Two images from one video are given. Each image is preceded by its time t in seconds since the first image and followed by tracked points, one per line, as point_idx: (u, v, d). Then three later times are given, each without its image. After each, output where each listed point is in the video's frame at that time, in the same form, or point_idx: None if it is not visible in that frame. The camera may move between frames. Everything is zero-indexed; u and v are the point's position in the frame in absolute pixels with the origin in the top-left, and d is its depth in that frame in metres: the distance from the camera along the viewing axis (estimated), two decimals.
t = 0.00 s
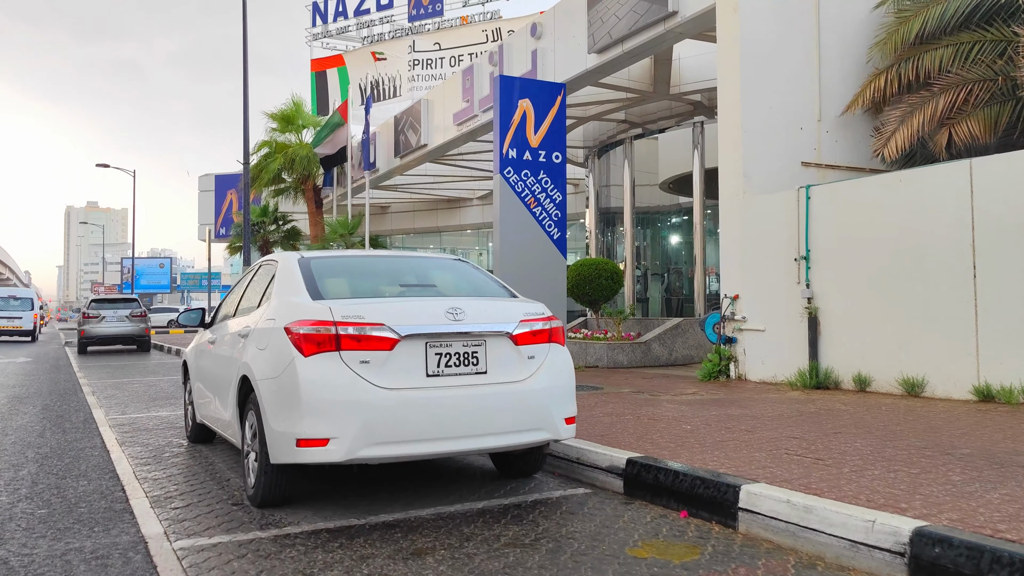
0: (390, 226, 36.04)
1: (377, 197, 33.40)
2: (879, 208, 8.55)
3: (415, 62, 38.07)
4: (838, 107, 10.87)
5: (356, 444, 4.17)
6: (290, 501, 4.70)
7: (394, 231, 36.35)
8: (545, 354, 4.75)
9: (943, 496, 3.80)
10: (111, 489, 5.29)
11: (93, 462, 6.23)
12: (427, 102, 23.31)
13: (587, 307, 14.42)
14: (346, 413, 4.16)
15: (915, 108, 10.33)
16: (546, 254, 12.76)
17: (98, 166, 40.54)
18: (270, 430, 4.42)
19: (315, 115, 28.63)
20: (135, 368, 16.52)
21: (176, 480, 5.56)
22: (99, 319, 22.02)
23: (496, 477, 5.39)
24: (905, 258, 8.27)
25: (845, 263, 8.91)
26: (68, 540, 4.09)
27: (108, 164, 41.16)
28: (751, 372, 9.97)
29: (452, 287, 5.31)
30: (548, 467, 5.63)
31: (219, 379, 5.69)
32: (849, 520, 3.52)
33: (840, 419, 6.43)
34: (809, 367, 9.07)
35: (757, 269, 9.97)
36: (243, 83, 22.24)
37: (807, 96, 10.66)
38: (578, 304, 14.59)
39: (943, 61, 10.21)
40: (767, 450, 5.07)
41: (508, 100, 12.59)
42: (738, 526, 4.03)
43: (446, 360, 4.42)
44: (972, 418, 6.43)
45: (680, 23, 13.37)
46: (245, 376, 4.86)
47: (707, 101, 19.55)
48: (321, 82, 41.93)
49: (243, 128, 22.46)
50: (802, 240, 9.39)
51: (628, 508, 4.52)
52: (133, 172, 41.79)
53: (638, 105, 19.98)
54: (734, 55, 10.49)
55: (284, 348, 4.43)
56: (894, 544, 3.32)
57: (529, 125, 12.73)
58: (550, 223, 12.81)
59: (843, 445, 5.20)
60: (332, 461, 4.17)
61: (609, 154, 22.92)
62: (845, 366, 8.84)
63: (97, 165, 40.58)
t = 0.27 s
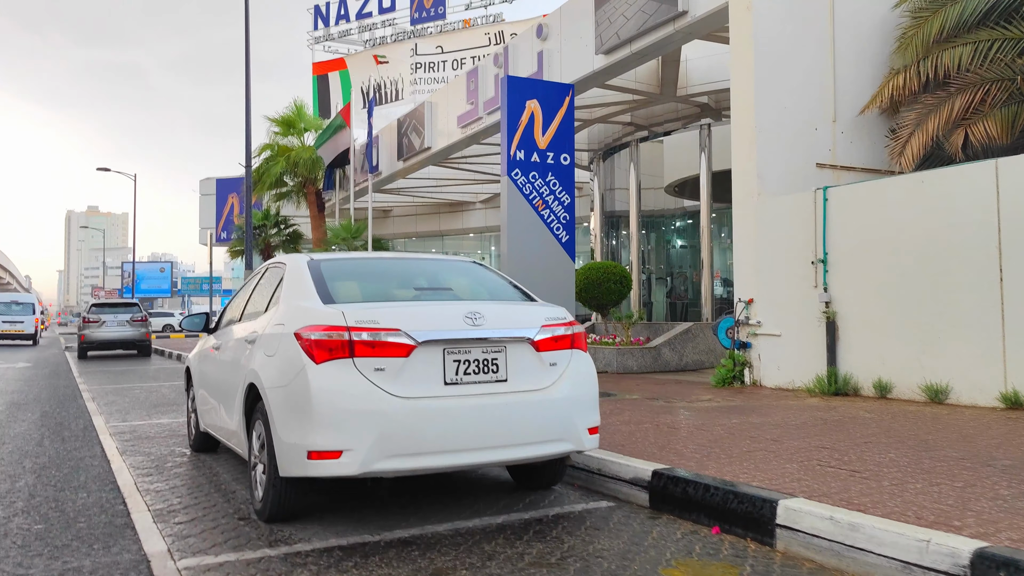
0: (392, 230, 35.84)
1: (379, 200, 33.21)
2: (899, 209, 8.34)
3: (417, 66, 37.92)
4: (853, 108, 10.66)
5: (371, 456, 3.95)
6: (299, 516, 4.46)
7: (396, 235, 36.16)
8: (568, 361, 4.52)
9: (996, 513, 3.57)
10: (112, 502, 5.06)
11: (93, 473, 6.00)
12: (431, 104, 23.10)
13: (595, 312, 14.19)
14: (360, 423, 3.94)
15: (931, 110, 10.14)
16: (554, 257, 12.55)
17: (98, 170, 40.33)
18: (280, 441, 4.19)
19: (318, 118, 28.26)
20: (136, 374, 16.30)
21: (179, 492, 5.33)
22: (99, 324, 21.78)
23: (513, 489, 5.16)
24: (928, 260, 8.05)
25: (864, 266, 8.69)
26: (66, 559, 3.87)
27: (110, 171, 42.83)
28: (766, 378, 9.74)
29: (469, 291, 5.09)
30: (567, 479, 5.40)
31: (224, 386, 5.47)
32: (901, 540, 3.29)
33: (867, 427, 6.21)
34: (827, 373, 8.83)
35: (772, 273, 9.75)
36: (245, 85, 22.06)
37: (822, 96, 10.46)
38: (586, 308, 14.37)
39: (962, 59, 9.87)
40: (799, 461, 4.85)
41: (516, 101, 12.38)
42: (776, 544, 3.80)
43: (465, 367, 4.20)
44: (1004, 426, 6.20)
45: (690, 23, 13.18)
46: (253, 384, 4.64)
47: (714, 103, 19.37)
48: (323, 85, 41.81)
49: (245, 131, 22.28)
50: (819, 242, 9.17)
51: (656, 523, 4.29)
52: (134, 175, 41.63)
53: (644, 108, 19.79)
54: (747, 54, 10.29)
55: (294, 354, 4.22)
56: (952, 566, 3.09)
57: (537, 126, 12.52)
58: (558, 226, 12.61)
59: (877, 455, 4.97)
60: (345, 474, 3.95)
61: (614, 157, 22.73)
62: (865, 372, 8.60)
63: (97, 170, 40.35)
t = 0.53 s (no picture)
0: (394, 232, 35.68)
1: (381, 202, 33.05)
2: (919, 209, 8.14)
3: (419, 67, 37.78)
4: (867, 107, 10.46)
5: (385, 466, 3.76)
6: (308, 526, 4.28)
7: (398, 237, 36.00)
8: (589, 365, 4.33)
9: None
10: (112, 512, 4.87)
11: (93, 480, 5.80)
12: (434, 105, 22.91)
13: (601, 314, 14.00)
14: (373, 430, 3.75)
15: (945, 108, 10.02)
16: (561, 259, 12.36)
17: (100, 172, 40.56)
18: (289, 450, 4.01)
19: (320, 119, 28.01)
20: (137, 376, 16.12)
21: (182, 501, 5.15)
22: (99, 326, 21.57)
23: (528, 498, 4.97)
24: (949, 261, 7.85)
25: (881, 268, 8.50)
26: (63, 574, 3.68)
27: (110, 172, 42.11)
28: (780, 382, 9.55)
29: (484, 292, 4.91)
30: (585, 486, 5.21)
31: (229, 391, 5.28)
32: (950, 557, 3.09)
33: (892, 434, 6.02)
34: (843, 377, 8.65)
35: (785, 274, 9.56)
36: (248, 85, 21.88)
37: (836, 94, 10.26)
38: (592, 311, 14.17)
39: (980, 57, 9.69)
40: (827, 470, 4.65)
41: (523, 100, 12.20)
42: (811, 559, 3.61)
43: (482, 372, 4.01)
44: None
45: (699, 22, 13.00)
46: (260, 389, 4.45)
47: (721, 104, 19.20)
48: (324, 86, 41.67)
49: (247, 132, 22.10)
50: (835, 243, 8.97)
51: (682, 536, 4.10)
52: (134, 176, 41.71)
53: (649, 108, 19.62)
54: (760, 51, 10.10)
55: (304, 358, 4.04)
56: None
57: (544, 126, 12.35)
58: (565, 228, 12.43)
59: (908, 464, 4.78)
60: (358, 484, 3.76)
61: (619, 159, 22.57)
62: (882, 377, 8.41)
63: (99, 171, 40.58)
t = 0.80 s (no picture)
0: (396, 233, 35.47)
1: (384, 203, 32.84)
2: (944, 208, 7.90)
3: (422, 67, 37.58)
4: (886, 104, 10.21)
5: (404, 476, 3.53)
6: (320, 539, 4.04)
7: (400, 238, 35.78)
8: (617, 369, 4.10)
9: None
10: (114, 523, 4.63)
11: (93, 487, 5.57)
12: (439, 104, 22.68)
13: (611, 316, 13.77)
14: (392, 438, 3.52)
15: (964, 104, 9.81)
16: (571, 260, 12.13)
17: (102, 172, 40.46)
18: (302, 459, 3.78)
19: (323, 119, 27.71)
20: (138, 378, 15.89)
21: (187, 510, 4.92)
22: (100, 328, 21.34)
23: (550, 508, 4.74)
24: (976, 263, 7.61)
25: (905, 269, 8.26)
26: None
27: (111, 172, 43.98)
28: (797, 386, 9.32)
29: (507, 292, 4.68)
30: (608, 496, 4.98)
31: (235, 395, 5.05)
32: None
33: (924, 440, 5.78)
34: (864, 381, 8.41)
35: (803, 275, 9.33)
36: (251, 84, 21.68)
37: (854, 91, 10.02)
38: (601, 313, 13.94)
39: (1002, 53, 9.47)
40: (866, 480, 4.42)
41: (532, 97, 11.98)
42: None
43: (506, 376, 3.78)
44: None
45: (711, 18, 12.77)
46: (270, 393, 4.22)
47: (729, 103, 18.99)
48: (326, 87, 41.50)
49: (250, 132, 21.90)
50: (856, 244, 8.74)
51: (718, 550, 3.87)
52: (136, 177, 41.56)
53: (656, 108, 19.40)
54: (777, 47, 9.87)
55: (317, 361, 3.81)
56: None
57: (554, 124, 12.12)
58: (575, 228, 12.20)
59: (951, 473, 4.54)
60: (376, 496, 3.53)
61: (625, 159, 22.34)
62: (906, 381, 8.18)
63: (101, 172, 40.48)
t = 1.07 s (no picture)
0: (399, 233, 35.29)
1: (386, 203, 32.67)
2: (966, 207, 7.71)
3: (425, 67, 37.43)
4: (904, 102, 10.01)
5: (423, 485, 3.34)
6: (332, 549, 3.85)
7: (403, 238, 35.61)
8: (644, 373, 3.91)
9: None
10: (116, 532, 4.44)
11: (94, 493, 5.38)
12: (443, 103, 22.50)
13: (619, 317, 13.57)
14: (409, 445, 3.33)
15: (982, 101, 9.63)
16: (579, 259, 11.94)
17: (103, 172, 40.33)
18: (314, 465, 3.59)
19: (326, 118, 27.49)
20: (140, 378, 15.70)
21: (192, 517, 4.73)
22: (101, 327, 21.17)
23: (570, 517, 4.55)
24: (1000, 263, 7.42)
25: (925, 269, 8.09)
26: None
27: (112, 173, 43.21)
28: (813, 389, 9.13)
29: (529, 292, 4.48)
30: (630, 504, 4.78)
31: (243, 398, 4.87)
32: None
33: (953, 446, 5.59)
34: (883, 384, 8.24)
35: (819, 276, 9.15)
36: (254, 83, 21.49)
37: (871, 88, 9.82)
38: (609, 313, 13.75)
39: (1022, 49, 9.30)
40: (902, 488, 4.22)
41: (541, 95, 11.80)
42: None
43: (530, 380, 3.59)
44: None
45: (722, 15, 12.58)
46: (280, 397, 4.03)
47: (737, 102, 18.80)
48: (329, 86, 41.35)
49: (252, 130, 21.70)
50: (874, 244, 8.56)
51: (751, 564, 3.67)
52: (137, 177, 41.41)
53: (663, 107, 19.21)
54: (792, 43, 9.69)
55: (331, 363, 3.62)
56: None
57: (562, 122, 11.94)
58: (583, 227, 12.00)
59: (989, 481, 4.35)
60: (393, 506, 3.34)
61: (631, 159, 22.17)
62: (926, 384, 8.01)
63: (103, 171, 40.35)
